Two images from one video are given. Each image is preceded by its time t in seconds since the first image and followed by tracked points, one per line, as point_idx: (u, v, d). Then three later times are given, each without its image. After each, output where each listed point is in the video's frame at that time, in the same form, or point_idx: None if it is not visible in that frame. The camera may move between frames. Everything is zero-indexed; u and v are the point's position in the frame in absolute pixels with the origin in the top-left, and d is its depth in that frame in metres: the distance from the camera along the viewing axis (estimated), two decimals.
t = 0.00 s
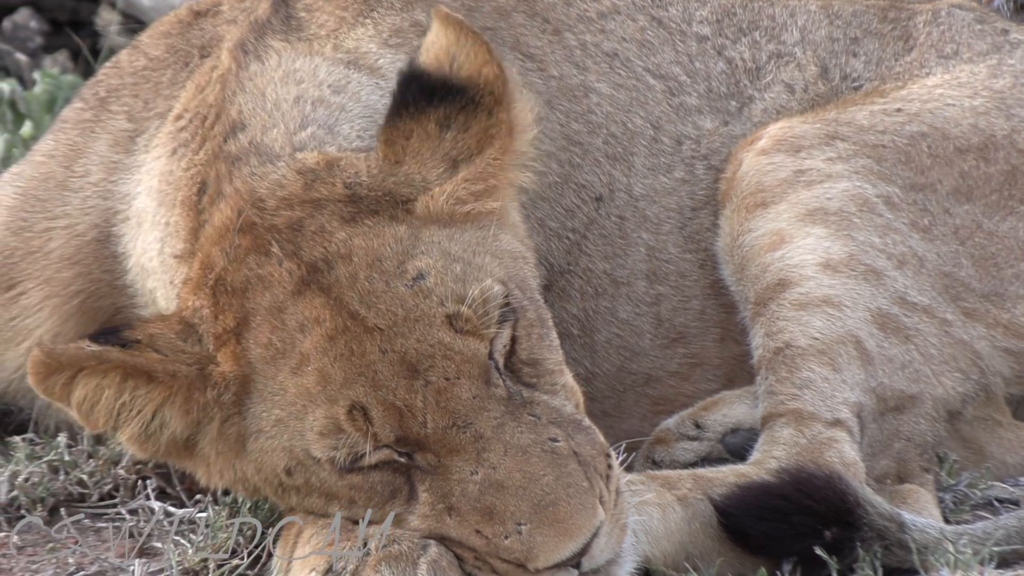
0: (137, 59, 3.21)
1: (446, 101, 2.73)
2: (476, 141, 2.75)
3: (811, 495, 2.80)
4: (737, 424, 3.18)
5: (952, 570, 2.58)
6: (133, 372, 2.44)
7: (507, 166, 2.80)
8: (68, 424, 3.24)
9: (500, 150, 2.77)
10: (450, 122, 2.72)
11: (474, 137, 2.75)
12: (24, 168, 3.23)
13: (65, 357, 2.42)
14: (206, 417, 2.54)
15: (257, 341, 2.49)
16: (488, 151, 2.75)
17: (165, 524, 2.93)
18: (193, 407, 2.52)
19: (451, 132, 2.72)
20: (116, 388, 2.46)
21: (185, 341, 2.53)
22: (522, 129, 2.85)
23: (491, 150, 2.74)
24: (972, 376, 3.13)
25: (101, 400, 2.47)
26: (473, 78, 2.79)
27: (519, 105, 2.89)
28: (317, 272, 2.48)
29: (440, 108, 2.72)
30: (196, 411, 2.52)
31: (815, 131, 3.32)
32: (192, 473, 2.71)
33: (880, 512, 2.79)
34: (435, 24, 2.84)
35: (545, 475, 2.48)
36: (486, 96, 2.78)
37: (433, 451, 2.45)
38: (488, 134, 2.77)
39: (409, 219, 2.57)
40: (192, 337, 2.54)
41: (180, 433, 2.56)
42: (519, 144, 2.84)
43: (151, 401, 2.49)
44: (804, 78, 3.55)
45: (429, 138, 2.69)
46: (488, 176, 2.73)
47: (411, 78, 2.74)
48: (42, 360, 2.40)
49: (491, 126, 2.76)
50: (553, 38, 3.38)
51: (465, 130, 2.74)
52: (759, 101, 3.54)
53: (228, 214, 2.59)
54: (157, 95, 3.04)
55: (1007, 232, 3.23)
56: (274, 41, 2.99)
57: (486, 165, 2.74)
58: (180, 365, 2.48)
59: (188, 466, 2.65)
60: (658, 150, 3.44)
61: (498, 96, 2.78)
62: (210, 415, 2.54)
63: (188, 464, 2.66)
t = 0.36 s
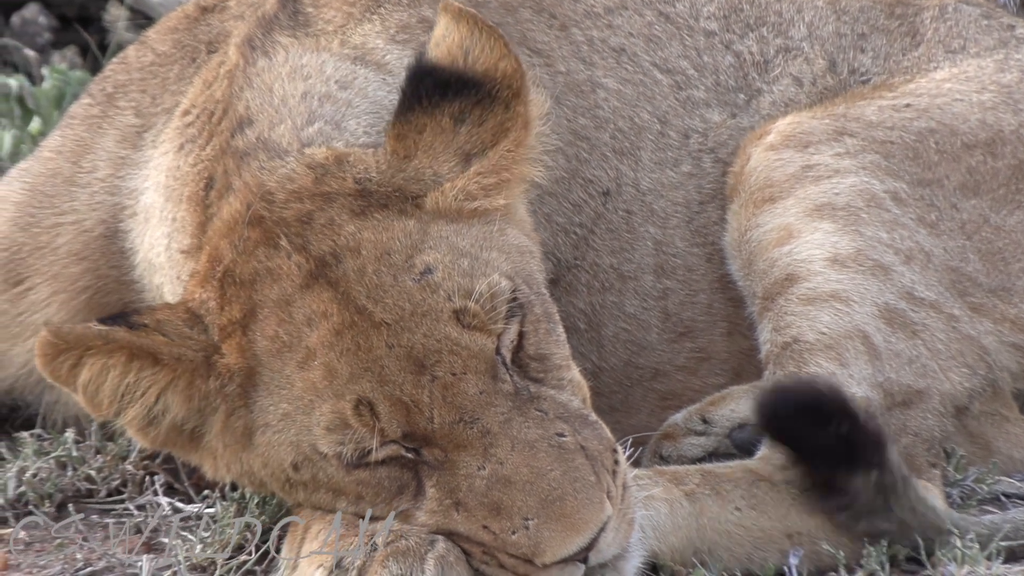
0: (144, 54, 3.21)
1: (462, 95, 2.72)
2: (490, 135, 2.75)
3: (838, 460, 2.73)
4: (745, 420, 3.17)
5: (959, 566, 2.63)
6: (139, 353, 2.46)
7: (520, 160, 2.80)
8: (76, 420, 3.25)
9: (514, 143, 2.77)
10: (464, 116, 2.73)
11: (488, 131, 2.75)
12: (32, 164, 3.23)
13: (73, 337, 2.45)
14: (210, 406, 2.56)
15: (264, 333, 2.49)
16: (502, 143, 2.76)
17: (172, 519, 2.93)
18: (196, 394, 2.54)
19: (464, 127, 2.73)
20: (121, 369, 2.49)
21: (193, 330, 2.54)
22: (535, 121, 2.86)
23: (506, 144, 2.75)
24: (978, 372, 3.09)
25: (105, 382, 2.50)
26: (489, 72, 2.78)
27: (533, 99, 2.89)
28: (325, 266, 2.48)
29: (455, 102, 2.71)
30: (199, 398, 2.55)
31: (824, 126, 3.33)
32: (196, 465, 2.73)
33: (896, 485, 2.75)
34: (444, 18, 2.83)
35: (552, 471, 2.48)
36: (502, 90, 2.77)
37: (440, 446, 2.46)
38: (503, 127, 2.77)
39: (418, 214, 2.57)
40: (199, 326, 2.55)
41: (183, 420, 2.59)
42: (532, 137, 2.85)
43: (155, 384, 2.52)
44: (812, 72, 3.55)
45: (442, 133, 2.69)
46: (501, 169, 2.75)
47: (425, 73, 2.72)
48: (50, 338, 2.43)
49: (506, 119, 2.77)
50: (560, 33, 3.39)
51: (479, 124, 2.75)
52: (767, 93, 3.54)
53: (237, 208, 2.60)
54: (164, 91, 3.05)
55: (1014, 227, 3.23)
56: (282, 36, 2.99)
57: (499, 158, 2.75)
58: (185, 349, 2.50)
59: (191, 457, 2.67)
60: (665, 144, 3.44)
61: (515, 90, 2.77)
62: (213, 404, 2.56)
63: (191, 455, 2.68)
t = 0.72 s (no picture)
0: (148, 48, 3.21)
1: (461, 87, 2.73)
2: (490, 126, 2.77)
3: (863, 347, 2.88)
4: (747, 413, 3.20)
5: (961, 558, 2.63)
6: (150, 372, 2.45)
7: (520, 149, 2.82)
8: (79, 413, 3.24)
9: (514, 133, 2.79)
10: (465, 108, 2.74)
11: (489, 123, 2.77)
12: (36, 156, 3.23)
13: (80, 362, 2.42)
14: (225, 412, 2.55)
15: (282, 329, 2.48)
16: (503, 134, 2.77)
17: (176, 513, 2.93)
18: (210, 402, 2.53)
19: (465, 118, 2.74)
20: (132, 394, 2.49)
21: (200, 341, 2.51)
22: (533, 109, 2.87)
23: (506, 134, 2.77)
24: (980, 365, 3.11)
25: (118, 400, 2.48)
26: (488, 63, 2.78)
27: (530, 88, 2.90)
28: (327, 261, 2.48)
29: (455, 95, 2.72)
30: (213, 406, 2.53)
31: (828, 119, 3.33)
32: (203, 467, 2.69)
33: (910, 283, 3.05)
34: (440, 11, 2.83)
35: (554, 463, 2.48)
36: (503, 80, 2.79)
37: (442, 439, 2.46)
38: (503, 117, 2.79)
39: (419, 207, 2.57)
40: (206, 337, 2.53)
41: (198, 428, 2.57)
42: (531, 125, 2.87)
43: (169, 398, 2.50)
44: (816, 65, 3.56)
45: (443, 125, 2.69)
46: (503, 159, 2.76)
47: (424, 67, 2.72)
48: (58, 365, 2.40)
49: (506, 110, 2.79)
50: (565, 25, 3.39)
51: (479, 116, 2.76)
52: (776, 87, 3.54)
53: (238, 208, 2.58)
54: (168, 84, 3.05)
55: (1017, 220, 3.24)
56: (285, 31, 2.99)
57: (500, 148, 2.76)
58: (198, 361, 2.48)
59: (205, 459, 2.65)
60: (671, 133, 3.45)
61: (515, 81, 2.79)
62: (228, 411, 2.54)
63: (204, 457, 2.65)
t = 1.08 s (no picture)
0: (149, 42, 3.22)
1: (466, 80, 2.74)
2: (495, 118, 2.77)
3: None
4: (748, 405, 3.21)
5: (961, 549, 2.64)
6: (151, 376, 2.46)
7: (525, 141, 2.82)
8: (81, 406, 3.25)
9: (520, 124, 2.79)
10: (469, 100, 2.74)
11: (494, 114, 2.77)
12: (38, 151, 3.24)
13: (82, 362, 2.43)
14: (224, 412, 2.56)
15: (273, 323, 2.50)
16: (508, 124, 2.77)
17: (178, 505, 2.95)
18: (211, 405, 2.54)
19: (470, 110, 2.74)
20: (134, 391, 2.48)
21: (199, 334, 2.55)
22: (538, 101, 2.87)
23: (511, 126, 2.77)
24: (980, 356, 3.15)
25: (119, 400, 2.49)
26: (494, 55, 2.79)
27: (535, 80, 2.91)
28: (331, 253, 2.49)
29: (460, 88, 2.73)
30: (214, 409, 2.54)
31: (824, 113, 3.34)
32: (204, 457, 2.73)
33: None
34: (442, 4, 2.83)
35: (557, 456, 2.49)
36: (508, 72, 2.78)
37: (446, 432, 2.47)
38: (507, 110, 2.78)
39: (423, 199, 2.59)
40: (208, 325, 2.56)
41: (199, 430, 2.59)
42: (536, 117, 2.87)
43: (170, 400, 2.51)
44: (813, 62, 3.55)
45: (448, 118, 2.70)
46: (508, 151, 2.77)
47: (430, 60, 2.75)
48: (59, 365, 2.41)
49: (511, 100, 2.78)
50: (565, 22, 3.41)
51: (484, 108, 2.76)
52: (770, 86, 3.55)
53: (242, 197, 2.61)
54: (169, 78, 3.06)
55: (1015, 212, 3.23)
56: (286, 24, 3.00)
57: (505, 140, 2.76)
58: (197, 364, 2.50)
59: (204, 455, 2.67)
60: (671, 132, 3.46)
61: (520, 72, 2.78)
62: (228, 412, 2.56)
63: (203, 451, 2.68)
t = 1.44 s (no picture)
0: (152, 36, 3.24)
1: (465, 75, 2.75)
2: (495, 113, 2.78)
3: None
4: (747, 397, 3.23)
5: (959, 540, 2.67)
6: (149, 350, 2.48)
7: (525, 136, 2.84)
8: (84, 398, 3.27)
9: (519, 119, 2.80)
10: (469, 96, 2.75)
11: (493, 110, 2.78)
12: (41, 144, 3.25)
13: (83, 335, 2.46)
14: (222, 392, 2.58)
15: (273, 314, 2.52)
16: (508, 120, 2.78)
17: (181, 497, 2.97)
18: (208, 383, 2.55)
19: (470, 106, 2.75)
20: (132, 364, 2.50)
21: (202, 318, 2.57)
22: (538, 96, 2.88)
23: (511, 121, 2.78)
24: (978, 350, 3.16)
25: (117, 376, 2.50)
26: (493, 51, 2.80)
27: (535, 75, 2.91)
28: (332, 246, 2.51)
29: (460, 83, 2.74)
30: (211, 386, 2.56)
31: (826, 107, 3.35)
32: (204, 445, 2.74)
33: None
34: None
35: (556, 448, 2.50)
36: (507, 68, 2.80)
37: (446, 424, 2.48)
38: (506, 105, 2.79)
39: (424, 193, 2.60)
40: (209, 312, 2.57)
41: (196, 410, 2.60)
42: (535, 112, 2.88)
43: (167, 376, 2.53)
44: (812, 51, 3.56)
45: (447, 113, 2.72)
46: (507, 146, 2.78)
47: (429, 56, 2.76)
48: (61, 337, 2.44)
49: (511, 96, 2.79)
50: (564, 14, 3.42)
51: (483, 103, 2.77)
52: (770, 71, 3.56)
53: (244, 189, 2.63)
54: (172, 72, 3.07)
55: (1013, 207, 3.27)
56: (288, 19, 3.02)
57: (505, 135, 2.78)
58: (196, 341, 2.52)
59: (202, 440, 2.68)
60: (669, 123, 3.48)
61: (519, 68, 2.79)
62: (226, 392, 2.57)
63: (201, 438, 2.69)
